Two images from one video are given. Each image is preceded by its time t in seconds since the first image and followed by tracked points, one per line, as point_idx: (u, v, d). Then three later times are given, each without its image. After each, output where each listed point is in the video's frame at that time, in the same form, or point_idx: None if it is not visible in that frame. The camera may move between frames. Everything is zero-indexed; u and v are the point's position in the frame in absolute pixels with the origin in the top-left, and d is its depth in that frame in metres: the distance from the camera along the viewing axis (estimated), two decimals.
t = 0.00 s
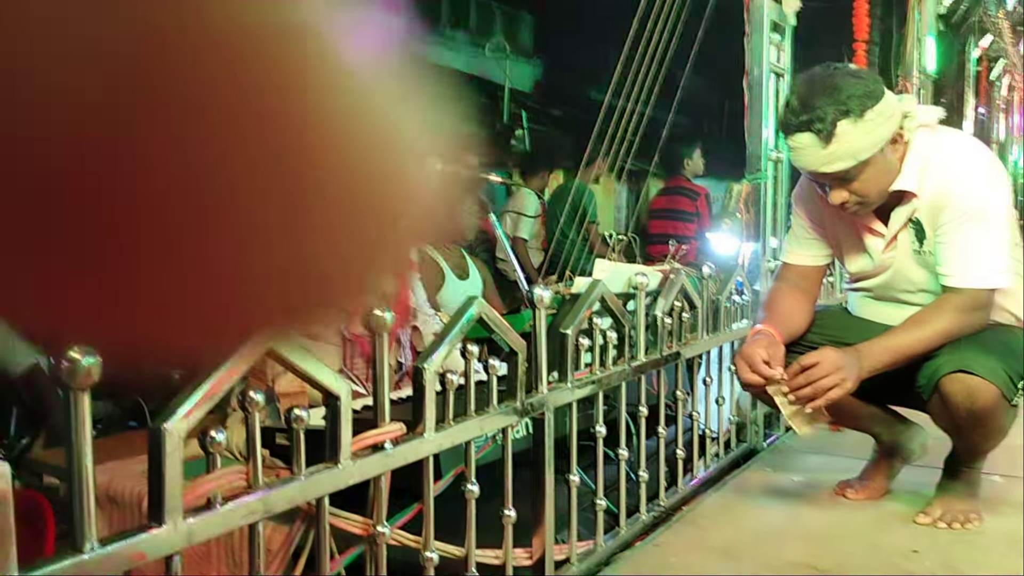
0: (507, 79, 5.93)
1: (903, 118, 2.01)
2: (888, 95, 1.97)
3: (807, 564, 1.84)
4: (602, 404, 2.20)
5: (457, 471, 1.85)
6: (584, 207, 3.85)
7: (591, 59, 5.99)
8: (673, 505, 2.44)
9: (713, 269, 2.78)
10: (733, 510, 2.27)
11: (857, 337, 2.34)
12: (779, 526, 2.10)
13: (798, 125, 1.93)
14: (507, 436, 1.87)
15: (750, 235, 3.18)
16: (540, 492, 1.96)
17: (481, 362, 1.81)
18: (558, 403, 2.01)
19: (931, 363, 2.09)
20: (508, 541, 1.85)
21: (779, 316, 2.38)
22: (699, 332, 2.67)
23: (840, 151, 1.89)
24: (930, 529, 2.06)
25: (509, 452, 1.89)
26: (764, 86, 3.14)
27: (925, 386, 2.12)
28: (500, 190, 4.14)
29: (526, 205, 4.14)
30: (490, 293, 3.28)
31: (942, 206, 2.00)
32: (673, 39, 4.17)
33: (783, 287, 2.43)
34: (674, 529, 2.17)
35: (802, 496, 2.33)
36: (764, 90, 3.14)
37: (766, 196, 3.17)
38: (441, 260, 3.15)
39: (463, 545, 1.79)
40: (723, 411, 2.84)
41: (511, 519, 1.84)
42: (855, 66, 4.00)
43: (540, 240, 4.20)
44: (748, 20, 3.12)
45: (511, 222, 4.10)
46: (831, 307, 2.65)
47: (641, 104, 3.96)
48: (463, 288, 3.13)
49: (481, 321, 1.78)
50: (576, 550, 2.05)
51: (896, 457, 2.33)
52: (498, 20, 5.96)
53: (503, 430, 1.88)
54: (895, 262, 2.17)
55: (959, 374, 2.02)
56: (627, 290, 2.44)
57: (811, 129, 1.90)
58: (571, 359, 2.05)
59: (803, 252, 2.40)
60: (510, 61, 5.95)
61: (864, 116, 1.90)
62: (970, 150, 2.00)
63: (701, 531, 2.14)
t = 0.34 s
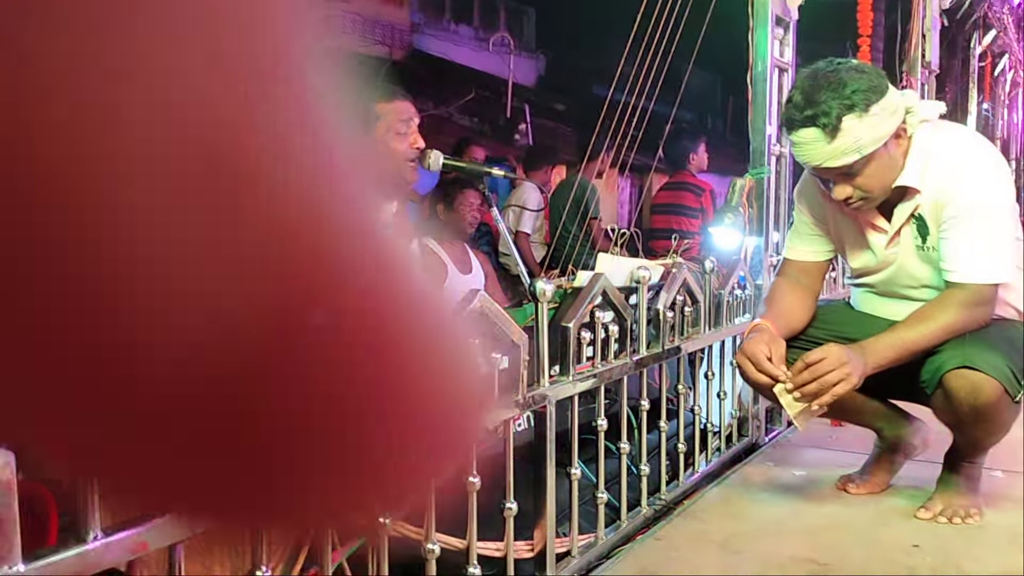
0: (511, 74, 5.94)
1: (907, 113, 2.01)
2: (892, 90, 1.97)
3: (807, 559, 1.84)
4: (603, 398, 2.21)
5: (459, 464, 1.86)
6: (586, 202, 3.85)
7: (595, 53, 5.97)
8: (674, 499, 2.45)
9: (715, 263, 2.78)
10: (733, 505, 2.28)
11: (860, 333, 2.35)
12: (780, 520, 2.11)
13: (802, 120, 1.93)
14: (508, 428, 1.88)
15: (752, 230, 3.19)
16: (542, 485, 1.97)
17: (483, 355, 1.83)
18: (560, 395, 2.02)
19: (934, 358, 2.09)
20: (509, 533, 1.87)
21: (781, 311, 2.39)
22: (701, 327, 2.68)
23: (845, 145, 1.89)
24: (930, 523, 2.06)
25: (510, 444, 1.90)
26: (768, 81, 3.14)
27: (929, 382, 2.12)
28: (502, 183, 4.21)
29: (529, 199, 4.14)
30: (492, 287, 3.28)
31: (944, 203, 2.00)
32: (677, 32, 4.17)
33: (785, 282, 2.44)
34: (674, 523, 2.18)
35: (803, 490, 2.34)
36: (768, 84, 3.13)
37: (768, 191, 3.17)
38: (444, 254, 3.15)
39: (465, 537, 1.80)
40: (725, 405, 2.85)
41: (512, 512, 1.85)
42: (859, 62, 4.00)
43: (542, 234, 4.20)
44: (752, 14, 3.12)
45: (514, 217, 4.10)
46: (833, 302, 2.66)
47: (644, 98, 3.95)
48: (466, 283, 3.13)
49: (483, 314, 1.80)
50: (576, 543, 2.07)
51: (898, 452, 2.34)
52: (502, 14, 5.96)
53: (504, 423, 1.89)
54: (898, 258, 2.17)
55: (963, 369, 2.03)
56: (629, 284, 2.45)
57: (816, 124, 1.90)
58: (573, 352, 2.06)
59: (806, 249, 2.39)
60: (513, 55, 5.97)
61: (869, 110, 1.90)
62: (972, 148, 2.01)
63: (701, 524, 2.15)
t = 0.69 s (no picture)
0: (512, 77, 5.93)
1: (910, 117, 2.00)
2: (896, 94, 1.97)
3: (807, 565, 1.83)
4: (604, 401, 2.21)
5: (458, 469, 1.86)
6: (587, 205, 3.85)
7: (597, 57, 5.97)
8: (674, 503, 2.45)
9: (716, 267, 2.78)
10: (734, 509, 2.27)
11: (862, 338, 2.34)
12: (782, 524, 2.10)
13: (806, 123, 1.93)
14: (508, 433, 1.88)
15: (753, 233, 3.18)
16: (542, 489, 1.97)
17: (482, 359, 1.82)
18: (560, 400, 2.01)
19: (936, 363, 2.07)
20: (509, 538, 1.86)
21: (781, 316, 2.39)
22: (701, 331, 2.67)
23: (849, 149, 1.88)
24: (931, 528, 2.05)
25: (509, 448, 1.90)
26: (769, 84, 3.14)
27: (931, 387, 2.11)
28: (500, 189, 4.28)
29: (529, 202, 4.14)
30: (493, 291, 3.27)
31: (946, 209, 2.00)
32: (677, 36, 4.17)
33: (785, 287, 2.43)
34: (675, 528, 2.17)
35: (804, 495, 2.33)
36: (768, 88, 3.13)
37: (769, 195, 3.17)
38: (445, 258, 3.15)
39: (465, 541, 1.80)
40: (725, 409, 2.84)
41: (512, 516, 1.85)
42: (861, 65, 3.98)
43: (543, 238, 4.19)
44: (753, 17, 3.12)
45: (515, 220, 4.09)
46: (835, 306, 2.65)
47: (645, 102, 3.95)
48: (466, 286, 3.12)
49: (484, 318, 1.80)
50: (576, 548, 2.06)
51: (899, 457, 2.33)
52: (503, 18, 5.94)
53: (504, 428, 1.89)
54: (901, 263, 2.16)
55: (964, 374, 2.01)
56: (630, 288, 2.45)
57: (820, 127, 1.90)
58: (573, 356, 2.05)
59: (807, 253, 2.38)
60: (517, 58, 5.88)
61: (873, 115, 1.90)
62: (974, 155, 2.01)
63: (702, 529, 2.14)
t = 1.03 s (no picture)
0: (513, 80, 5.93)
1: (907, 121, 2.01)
2: (893, 97, 1.97)
3: (806, 567, 1.83)
4: (604, 404, 2.21)
5: (458, 471, 1.86)
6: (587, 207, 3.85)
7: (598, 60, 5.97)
8: (674, 505, 2.45)
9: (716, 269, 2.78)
10: (733, 511, 2.27)
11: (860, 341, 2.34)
12: (781, 526, 2.10)
13: (802, 127, 1.93)
14: (508, 435, 1.88)
15: (753, 236, 3.19)
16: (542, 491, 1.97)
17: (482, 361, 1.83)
18: (560, 402, 2.02)
19: (935, 365, 2.11)
20: (509, 539, 1.86)
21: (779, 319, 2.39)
22: (701, 333, 2.68)
23: (844, 154, 1.89)
24: (930, 531, 2.05)
25: (510, 451, 1.90)
26: (769, 88, 3.15)
27: (929, 390, 2.14)
28: (503, 190, 4.21)
29: (529, 204, 4.13)
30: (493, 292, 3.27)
31: (944, 211, 2.02)
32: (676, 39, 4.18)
33: (784, 290, 2.44)
34: (675, 530, 2.17)
35: (803, 497, 2.33)
36: (768, 91, 3.14)
37: (769, 198, 3.18)
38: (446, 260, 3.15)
39: (465, 543, 1.81)
40: (725, 411, 2.84)
41: (512, 518, 1.85)
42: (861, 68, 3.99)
43: (544, 240, 4.19)
44: (754, 20, 3.13)
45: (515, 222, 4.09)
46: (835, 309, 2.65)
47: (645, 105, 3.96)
48: (466, 288, 3.12)
49: (484, 321, 1.80)
50: (577, 549, 2.08)
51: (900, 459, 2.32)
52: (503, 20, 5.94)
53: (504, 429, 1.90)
54: (899, 266, 2.18)
55: (962, 377, 2.05)
56: (630, 290, 2.45)
57: (815, 132, 1.90)
58: (573, 358, 2.06)
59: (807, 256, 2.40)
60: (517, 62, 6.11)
61: (868, 118, 1.90)
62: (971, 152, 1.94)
63: (701, 531, 2.15)
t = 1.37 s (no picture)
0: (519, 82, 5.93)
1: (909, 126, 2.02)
2: (895, 101, 1.97)
3: (812, 569, 1.82)
4: (609, 406, 2.21)
5: (465, 471, 1.88)
6: (594, 210, 3.86)
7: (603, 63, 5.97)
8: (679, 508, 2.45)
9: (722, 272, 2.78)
10: (739, 514, 2.26)
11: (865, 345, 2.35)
12: (788, 529, 2.09)
13: (804, 131, 1.94)
14: (514, 436, 1.89)
15: (758, 238, 3.19)
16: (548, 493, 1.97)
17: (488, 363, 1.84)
18: (565, 403, 2.02)
19: (938, 370, 2.11)
20: (515, 541, 1.87)
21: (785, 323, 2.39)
22: (707, 336, 2.68)
23: (846, 157, 1.90)
24: (936, 534, 2.04)
25: (515, 453, 1.91)
26: (774, 90, 3.16)
27: (933, 394, 2.15)
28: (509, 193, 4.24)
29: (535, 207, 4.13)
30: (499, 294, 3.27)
31: (947, 215, 2.01)
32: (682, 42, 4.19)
33: (790, 292, 2.45)
34: (680, 533, 2.17)
35: (809, 500, 2.32)
36: (774, 94, 3.15)
37: (775, 201, 3.18)
38: (451, 262, 3.15)
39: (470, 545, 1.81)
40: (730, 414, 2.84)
41: (517, 520, 1.86)
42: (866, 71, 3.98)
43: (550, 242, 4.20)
44: (759, 23, 3.14)
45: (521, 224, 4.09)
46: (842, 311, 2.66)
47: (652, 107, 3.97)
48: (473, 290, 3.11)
49: (490, 322, 1.81)
50: (582, 551, 2.08)
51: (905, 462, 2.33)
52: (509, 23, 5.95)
53: (510, 431, 1.91)
54: (902, 269, 2.18)
55: (966, 381, 2.05)
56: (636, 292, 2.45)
57: (817, 135, 1.91)
58: (579, 360, 2.06)
59: (811, 259, 2.40)
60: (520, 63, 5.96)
61: (870, 122, 1.90)
62: (986, 159, 1.95)
63: (707, 534, 2.14)
